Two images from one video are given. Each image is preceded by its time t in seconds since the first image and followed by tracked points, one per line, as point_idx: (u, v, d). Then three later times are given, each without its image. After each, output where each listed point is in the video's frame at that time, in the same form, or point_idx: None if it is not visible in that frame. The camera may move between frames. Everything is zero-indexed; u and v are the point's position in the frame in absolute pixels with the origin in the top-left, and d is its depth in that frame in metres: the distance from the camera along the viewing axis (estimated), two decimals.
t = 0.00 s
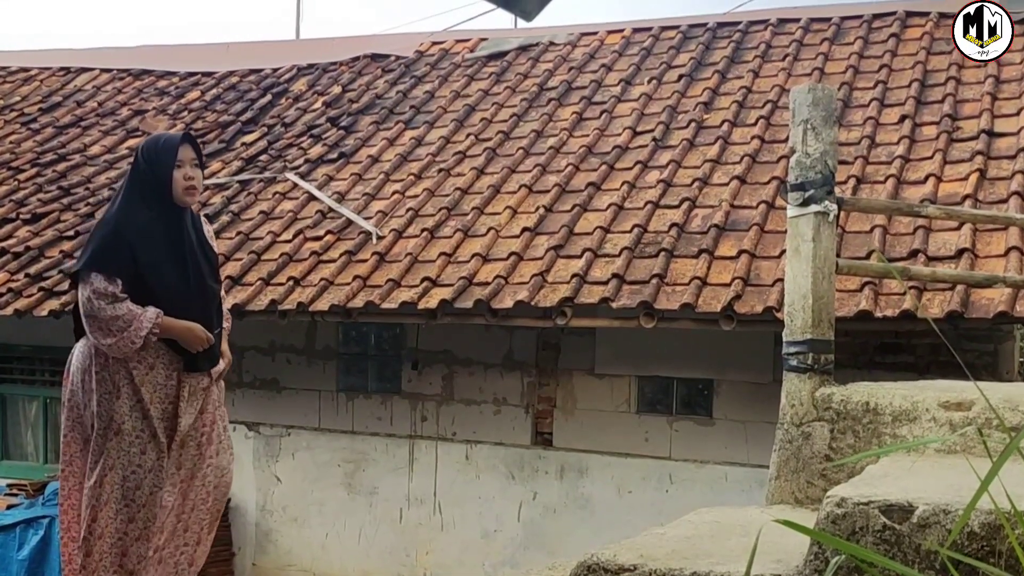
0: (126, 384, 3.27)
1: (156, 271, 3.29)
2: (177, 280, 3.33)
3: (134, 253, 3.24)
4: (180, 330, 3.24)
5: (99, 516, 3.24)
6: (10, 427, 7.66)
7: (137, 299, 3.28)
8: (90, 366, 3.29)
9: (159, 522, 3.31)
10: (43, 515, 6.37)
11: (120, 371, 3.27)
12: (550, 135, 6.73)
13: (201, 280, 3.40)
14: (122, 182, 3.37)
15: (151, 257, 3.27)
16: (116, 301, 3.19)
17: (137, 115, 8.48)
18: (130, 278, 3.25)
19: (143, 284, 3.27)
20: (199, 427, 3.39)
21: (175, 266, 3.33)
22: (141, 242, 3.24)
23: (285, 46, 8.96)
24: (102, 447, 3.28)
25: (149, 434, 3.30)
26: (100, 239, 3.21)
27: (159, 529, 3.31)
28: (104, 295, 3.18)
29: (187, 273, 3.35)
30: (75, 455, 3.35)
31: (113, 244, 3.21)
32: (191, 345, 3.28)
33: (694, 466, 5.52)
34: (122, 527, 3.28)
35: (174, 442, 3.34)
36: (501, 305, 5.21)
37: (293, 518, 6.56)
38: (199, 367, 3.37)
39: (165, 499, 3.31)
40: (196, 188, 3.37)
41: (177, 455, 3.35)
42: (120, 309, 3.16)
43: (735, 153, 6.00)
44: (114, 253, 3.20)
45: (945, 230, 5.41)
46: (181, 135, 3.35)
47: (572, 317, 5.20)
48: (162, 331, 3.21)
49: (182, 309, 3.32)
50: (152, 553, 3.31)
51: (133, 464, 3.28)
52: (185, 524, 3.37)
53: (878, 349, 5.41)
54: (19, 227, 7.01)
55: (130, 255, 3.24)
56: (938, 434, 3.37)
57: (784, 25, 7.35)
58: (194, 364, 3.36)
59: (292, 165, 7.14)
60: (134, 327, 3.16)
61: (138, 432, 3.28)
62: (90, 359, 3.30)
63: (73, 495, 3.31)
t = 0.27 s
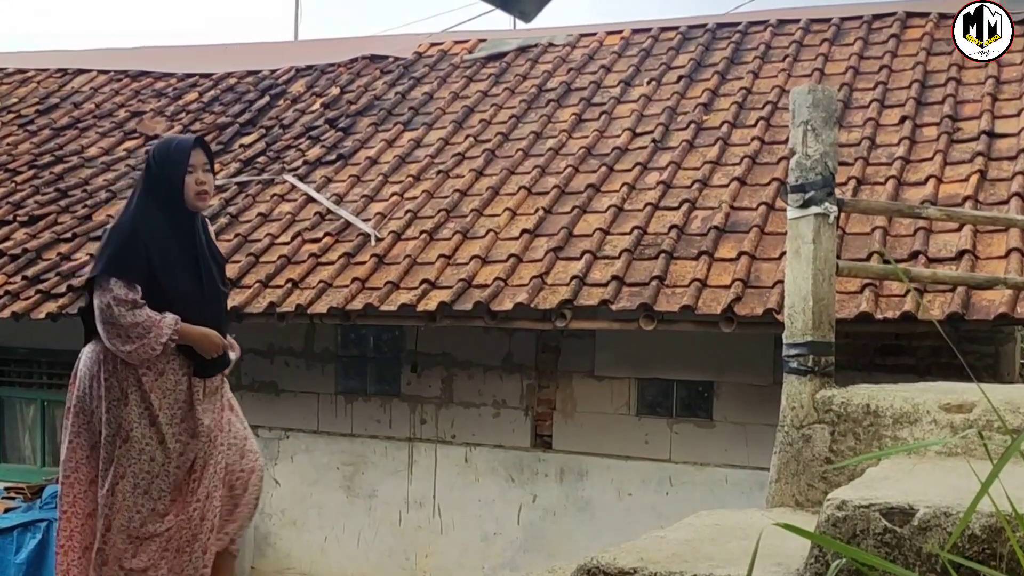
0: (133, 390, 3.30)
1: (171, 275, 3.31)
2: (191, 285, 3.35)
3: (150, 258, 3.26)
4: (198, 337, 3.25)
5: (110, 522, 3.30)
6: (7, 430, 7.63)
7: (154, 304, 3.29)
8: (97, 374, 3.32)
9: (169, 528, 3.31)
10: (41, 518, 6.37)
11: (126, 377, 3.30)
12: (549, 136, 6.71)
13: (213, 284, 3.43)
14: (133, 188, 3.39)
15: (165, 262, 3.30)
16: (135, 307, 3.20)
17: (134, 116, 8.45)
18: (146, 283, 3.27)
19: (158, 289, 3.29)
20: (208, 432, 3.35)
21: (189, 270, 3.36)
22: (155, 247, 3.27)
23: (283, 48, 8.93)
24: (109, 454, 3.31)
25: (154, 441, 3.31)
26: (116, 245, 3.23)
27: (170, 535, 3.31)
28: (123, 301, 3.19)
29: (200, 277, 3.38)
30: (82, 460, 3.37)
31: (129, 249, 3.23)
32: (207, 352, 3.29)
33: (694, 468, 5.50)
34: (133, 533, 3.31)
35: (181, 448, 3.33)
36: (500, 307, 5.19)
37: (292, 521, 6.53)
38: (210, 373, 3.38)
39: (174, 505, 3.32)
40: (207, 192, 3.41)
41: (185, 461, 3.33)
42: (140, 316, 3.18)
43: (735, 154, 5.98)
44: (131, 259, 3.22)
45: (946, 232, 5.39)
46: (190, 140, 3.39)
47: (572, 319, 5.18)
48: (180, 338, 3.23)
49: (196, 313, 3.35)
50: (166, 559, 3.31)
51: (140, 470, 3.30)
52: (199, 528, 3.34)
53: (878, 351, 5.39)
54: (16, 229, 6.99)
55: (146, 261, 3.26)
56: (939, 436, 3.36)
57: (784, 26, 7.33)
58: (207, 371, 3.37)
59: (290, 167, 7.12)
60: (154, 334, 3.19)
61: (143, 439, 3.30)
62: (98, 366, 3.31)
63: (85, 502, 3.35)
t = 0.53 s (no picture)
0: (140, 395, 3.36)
1: (189, 279, 3.34)
2: (207, 288, 3.39)
3: (169, 262, 3.29)
4: (217, 341, 3.29)
5: (128, 525, 3.39)
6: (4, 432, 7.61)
7: (172, 307, 3.32)
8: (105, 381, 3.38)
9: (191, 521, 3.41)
10: (39, 521, 6.36)
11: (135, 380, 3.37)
12: (548, 137, 6.70)
13: (226, 287, 3.47)
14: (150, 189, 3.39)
15: (183, 266, 3.33)
16: (155, 310, 3.23)
17: (132, 118, 8.44)
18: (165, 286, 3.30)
19: (176, 292, 3.32)
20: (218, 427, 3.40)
21: (205, 274, 3.39)
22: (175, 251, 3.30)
23: (282, 49, 8.92)
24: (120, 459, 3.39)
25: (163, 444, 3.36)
26: (136, 248, 3.24)
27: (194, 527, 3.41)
28: (145, 304, 3.21)
29: (214, 280, 3.42)
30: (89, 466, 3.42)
31: (149, 253, 3.24)
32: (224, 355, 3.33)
33: (694, 470, 5.49)
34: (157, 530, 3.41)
35: (195, 449, 3.36)
36: (499, 309, 5.18)
37: (291, 523, 6.52)
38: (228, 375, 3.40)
39: (192, 501, 3.41)
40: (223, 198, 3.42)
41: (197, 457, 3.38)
42: (161, 320, 3.22)
43: (735, 155, 5.97)
44: (151, 262, 3.24)
45: (946, 232, 5.38)
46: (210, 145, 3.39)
47: (572, 321, 5.18)
48: (199, 342, 3.27)
49: (211, 316, 3.39)
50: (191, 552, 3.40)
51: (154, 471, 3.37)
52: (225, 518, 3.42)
53: (878, 352, 5.38)
54: (15, 231, 6.97)
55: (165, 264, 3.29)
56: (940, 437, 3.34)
57: (784, 26, 7.32)
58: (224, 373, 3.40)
59: (289, 168, 7.11)
60: (176, 338, 3.23)
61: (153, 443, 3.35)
62: (112, 369, 3.36)
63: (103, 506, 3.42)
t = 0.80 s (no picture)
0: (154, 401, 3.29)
1: (211, 284, 3.30)
2: (227, 294, 3.35)
3: (190, 265, 3.25)
4: (239, 345, 3.24)
5: (151, 527, 3.36)
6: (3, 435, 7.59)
7: (194, 310, 3.27)
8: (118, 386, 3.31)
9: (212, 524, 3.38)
10: (37, 523, 6.33)
11: (149, 385, 3.28)
12: (548, 137, 6.68)
13: (245, 294, 3.44)
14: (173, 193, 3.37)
15: (205, 270, 3.29)
16: (178, 313, 3.18)
17: (130, 119, 8.42)
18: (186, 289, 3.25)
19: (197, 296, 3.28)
20: (235, 429, 3.34)
21: (225, 280, 3.35)
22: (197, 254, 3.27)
23: (280, 49, 8.90)
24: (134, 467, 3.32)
25: (179, 448, 3.31)
26: (158, 249, 3.20)
27: (215, 531, 3.38)
28: (168, 306, 3.16)
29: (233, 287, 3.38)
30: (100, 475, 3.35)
31: (172, 255, 3.21)
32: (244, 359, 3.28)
33: (695, 471, 5.48)
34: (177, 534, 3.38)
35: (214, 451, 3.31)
36: (499, 310, 5.17)
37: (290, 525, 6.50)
38: (246, 377, 3.35)
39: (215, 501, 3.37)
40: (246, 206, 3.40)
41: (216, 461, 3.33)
42: (184, 322, 3.16)
43: (735, 156, 5.95)
44: (174, 265, 3.21)
45: (946, 233, 5.37)
46: (236, 152, 3.38)
47: (571, 322, 5.16)
48: (221, 345, 3.21)
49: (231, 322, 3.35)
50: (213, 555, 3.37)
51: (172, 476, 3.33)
52: (246, 522, 3.38)
53: (879, 353, 5.37)
54: (13, 233, 6.96)
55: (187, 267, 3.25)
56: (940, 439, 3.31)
57: (784, 27, 7.30)
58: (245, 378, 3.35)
59: (287, 169, 7.09)
60: (199, 341, 3.17)
61: (169, 449, 3.30)
62: (125, 375, 3.29)
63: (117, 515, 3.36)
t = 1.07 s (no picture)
0: (176, 404, 3.32)
1: (242, 288, 3.35)
2: (258, 298, 3.39)
3: (222, 269, 3.30)
4: (266, 351, 3.27)
5: (167, 529, 3.39)
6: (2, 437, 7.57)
7: (224, 313, 3.32)
8: (142, 387, 3.35)
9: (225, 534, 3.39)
10: (36, 525, 6.31)
11: (172, 387, 3.32)
12: (547, 138, 6.67)
13: (277, 298, 3.47)
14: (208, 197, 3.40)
15: (236, 274, 3.33)
16: (208, 314, 3.23)
17: (129, 120, 8.40)
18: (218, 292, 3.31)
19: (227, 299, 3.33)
20: (257, 439, 3.37)
21: (257, 285, 3.39)
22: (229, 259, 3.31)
23: (279, 50, 8.89)
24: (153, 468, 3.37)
25: (199, 453, 3.34)
26: (190, 253, 3.26)
27: (228, 540, 3.40)
28: (198, 307, 3.22)
29: (265, 291, 3.42)
30: (117, 477, 3.37)
31: (204, 258, 3.26)
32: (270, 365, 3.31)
33: (695, 473, 5.47)
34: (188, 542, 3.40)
35: (234, 459, 3.35)
36: (498, 311, 5.15)
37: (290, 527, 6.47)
38: (271, 386, 3.38)
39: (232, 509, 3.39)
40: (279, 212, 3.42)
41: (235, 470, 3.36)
42: (212, 324, 3.21)
43: (735, 156, 5.94)
44: (206, 268, 3.26)
45: (947, 234, 5.36)
46: (272, 160, 3.39)
47: (571, 323, 5.16)
48: (248, 350, 3.25)
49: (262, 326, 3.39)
50: (225, 564, 3.39)
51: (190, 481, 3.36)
52: (259, 534, 3.40)
53: (879, 354, 5.35)
54: (11, 235, 6.94)
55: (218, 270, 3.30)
56: (941, 440, 3.30)
57: (783, 27, 7.29)
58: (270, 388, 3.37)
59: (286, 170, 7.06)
60: (226, 344, 3.21)
61: (189, 453, 3.33)
62: (149, 375, 3.34)
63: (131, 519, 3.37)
